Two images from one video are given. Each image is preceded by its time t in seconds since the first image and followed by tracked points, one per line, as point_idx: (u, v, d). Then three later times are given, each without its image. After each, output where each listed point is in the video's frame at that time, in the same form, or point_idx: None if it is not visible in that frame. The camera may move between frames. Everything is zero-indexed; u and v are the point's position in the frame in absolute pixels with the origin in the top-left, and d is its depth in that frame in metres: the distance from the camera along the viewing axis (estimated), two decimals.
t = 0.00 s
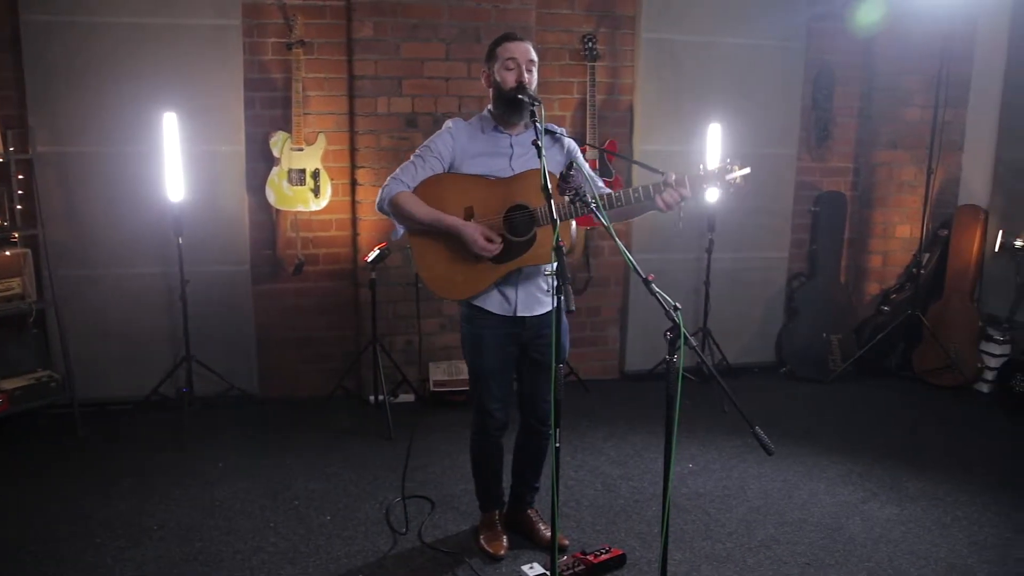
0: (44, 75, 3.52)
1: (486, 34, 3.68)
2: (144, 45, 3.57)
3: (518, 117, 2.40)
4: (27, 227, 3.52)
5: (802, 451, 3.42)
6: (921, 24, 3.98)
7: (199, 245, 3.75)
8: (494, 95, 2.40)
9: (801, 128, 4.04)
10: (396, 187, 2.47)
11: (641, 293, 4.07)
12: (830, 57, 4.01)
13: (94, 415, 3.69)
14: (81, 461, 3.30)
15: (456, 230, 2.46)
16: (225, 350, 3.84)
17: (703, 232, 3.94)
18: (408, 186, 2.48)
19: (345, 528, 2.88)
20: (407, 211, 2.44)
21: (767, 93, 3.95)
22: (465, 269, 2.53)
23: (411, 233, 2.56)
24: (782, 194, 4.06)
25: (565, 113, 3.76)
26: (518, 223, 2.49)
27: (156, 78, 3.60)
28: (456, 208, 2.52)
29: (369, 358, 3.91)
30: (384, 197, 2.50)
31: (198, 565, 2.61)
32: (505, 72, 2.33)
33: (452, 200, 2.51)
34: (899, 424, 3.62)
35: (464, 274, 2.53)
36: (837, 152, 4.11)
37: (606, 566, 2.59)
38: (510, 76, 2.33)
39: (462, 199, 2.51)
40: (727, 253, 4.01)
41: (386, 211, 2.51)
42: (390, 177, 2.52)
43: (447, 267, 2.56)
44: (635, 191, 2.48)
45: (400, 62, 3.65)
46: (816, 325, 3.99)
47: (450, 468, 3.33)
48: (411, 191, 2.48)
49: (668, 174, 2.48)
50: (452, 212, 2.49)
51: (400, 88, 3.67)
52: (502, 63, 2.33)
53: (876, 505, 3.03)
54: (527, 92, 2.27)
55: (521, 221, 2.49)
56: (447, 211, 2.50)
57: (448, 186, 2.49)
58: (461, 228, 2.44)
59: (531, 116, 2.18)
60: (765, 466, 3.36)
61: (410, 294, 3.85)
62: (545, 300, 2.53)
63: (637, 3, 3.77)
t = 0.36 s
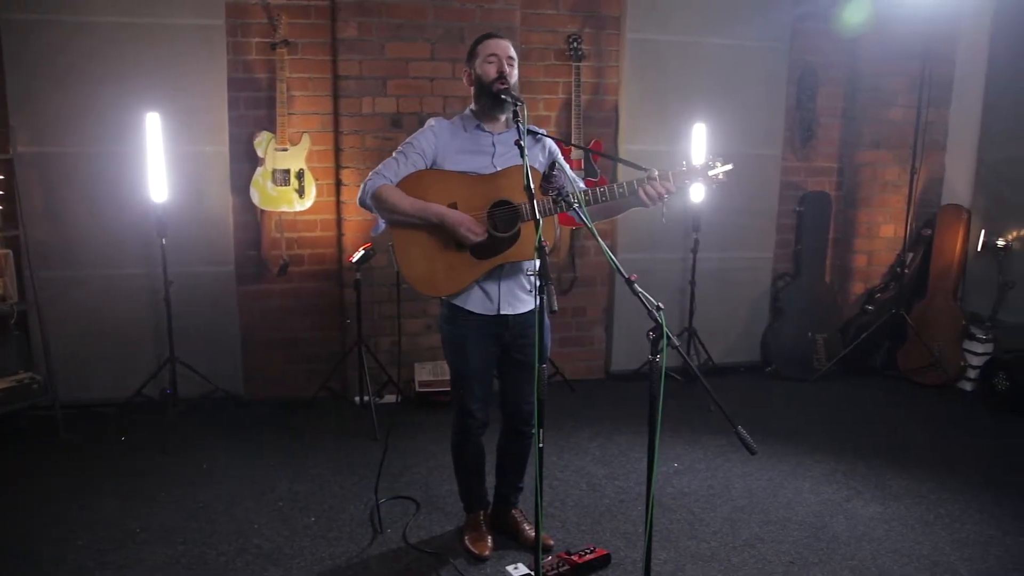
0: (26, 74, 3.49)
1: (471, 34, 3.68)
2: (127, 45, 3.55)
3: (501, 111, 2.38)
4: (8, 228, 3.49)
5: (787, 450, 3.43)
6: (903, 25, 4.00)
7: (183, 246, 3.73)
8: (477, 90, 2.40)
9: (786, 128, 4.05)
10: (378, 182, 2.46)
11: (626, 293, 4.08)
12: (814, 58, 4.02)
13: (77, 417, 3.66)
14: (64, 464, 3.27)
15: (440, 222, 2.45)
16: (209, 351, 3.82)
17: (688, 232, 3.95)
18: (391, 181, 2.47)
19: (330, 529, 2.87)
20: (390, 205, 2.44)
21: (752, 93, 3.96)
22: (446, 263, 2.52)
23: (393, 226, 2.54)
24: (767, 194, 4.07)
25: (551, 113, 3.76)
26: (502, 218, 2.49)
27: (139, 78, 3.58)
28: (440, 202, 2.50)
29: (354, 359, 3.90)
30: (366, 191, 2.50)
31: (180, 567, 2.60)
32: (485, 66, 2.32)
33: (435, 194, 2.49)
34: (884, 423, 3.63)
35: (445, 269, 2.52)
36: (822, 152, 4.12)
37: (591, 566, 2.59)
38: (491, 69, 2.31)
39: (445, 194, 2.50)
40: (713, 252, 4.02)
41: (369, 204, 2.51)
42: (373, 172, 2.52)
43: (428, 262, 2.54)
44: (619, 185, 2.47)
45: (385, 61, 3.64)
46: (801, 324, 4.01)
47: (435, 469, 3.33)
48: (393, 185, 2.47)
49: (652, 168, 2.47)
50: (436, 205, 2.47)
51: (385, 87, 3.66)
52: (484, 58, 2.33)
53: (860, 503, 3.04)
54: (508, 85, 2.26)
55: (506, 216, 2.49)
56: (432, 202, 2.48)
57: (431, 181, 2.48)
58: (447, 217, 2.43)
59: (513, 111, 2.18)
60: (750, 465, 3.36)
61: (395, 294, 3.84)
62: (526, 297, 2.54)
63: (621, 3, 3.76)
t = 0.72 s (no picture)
0: (7, 73, 3.47)
1: (456, 35, 3.68)
2: (109, 44, 3.52)
3: (483, 118, 2.40)
4: None
5: (772, 450, 3.44)
6: (886, 26, 4.02)
7: (166, 246, 3.71)
8: (458, 95, 2.41)
9: (771, 128, 4.06)
10: (361, 184, 2.45)
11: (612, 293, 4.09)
12: (798, 58, 4.03)
13: (60, 419, 3.64)
14: (45, 466, 3.25)
15: (425, 224, 2.44)
16: (193, 352, 3.80)
17: (674, 232, 3.95)
18: (374, 184, 2.46)
19: (314, 530, 2.86)
20: (373, 209, 2.43)
21: (737, 93, 3.97)
22: (430, 264, 2.51)
23: (377, 228, 2.52)
24: (752, 194, 4.09)
25: (536, 113, 3.76)
26: (487, 220, 2.47)
27: (121, 78, 3.56)
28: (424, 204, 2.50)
29: (339, 359, 3.89)
30: (349, 194, 2.49)
31: (162, 570, 2.58)
32: (469, 73, 2.33)
33: (420, 197, 2.48)
34: (869, 422, 3.64)
35: (429, 271, 2.51)
36: (806, 152, 4.14)
37: (574, 567, 2.59)
38: (475, 77, 2.33)
39: (429, 196, 2.49)
40: (698, 252, 4.03)
41: (352, 207, 2.49)
42: (356, 174, 2.51)
43: (413, 264, 2.53)
44: (602, 189, 2.47)
45: (369, 61, 3.64)
46: (786, 323, 4.02)
47: (420, 469, 3.32)
48: (377, 188, 2.46)
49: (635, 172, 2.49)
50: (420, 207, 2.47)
51: (370, 87, 3.65)
52: (466, 64, 2.34)
53: (843, 502, 3.05)
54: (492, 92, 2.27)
55: (491, 219, 2.47)
56: (416, 204, 2.47)
57: (416, 183, 2.47)
58: (433, 220, 2.42)
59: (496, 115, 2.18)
60: (735, 465, 3.37)
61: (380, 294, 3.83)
62: (511, 298, 2.53)
63: (607, 2, 3.76)
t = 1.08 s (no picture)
0: None
1: (438, 34, 3.67)
2: (89, 44, 3.50)
3: (464, 116, 2.42)
4: None
5: (755, 449, 3.45)
6: (868, 27, 4.04)
7: (147, 247, 3.69)
8: (440, 96, 2.40)
9: (754, 128, 4.07)
10: (345, 190, 2.45)
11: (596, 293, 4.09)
12: (781, 58, 4.05)
13: (40, 422, 3.62)
14: (25, 468, 3.22)
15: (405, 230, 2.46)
16: (175, 353, 3.78)
17: (658, 232, 3.96)
18: (358, 188, 2.47)
19: (295, 532, 2.85)
20: (356, 214, 2.45)
21: (720, 93, 3.98)
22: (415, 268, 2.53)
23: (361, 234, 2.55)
24: (736, 194, 4.10)
25: (520, 113, 3.75)
26: (469, 222, 2.48)
27: (101, 78, 3.53)
28: (406, 207, 2.51)
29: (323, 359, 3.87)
30: (333, 200, 2.49)
31: (142, 572, 2.56)
32: (449, 74, 2.32)
33: (401, 201, 2.50)
34: (851, 421, 3.65)
35: (414, 274, 2.52)
36: (789, 152, 4.15)
37: (557, 567, 2.59)
38: (455, 77, 2.32)
39: (412, 199, 2.51)
40: (682, 252, 4.03)
41: (337, 213, 2.50)
42: (339, 179, 2.51)
43: (397, 268, 2.55)
44: (583, 189, 2.47)
45: (352, 61, 3.63)
46: (769, 322, 4.03)
47: (403, 470, 3.32)
48: (360, 193, 2.46)
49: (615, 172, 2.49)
50: (401, 212, 2.48)
51: (352, 87, 3.64)
52: (446, 64, 2.32)
53: (825, 501, 3.06)
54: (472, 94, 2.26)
55: (471, 220, 2.48)
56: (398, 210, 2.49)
57: (398, 186, 2.49)
58: (412, 225, 2.44)
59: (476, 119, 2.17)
60: (718, 464, 3.38)
61: (363, 295, 3.83)
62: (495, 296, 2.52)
63: (590, 2, 3.75)
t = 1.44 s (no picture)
0: None
1: (419, 34, 3.67)
2: (66, 43, 3.46)
3: (445, 117, 2.39)
4: None
5: (737, 448, 3.46)
6: (848, 27, 4.06)
7: (126, 249, 3.66)
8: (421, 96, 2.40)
9: (735, 128, 4.08)
10: (324, 190, 2.46)
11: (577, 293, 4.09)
12: (762, 59, 4.06)
13: (17, 424, 3.58)
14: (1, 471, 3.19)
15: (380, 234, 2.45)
16: (155, 355, 3.76)
17: (639, 232, 3.96)
18: (338, 189, 2.47)
19: (276, 533, 2.84)
20: (334, 216, 2.45)
21: (701, 94, 3.99)
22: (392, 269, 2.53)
23: (340, 235, 2.56)
24: (717, 194, 4.11)
25: (501, 113, 3.75)
26: (445, 226, 2.47)
27: (78, 77, 3.50)
28: (383, 211, 2.50)
29: (304, 360, 3.86)
30: (313, 199, 2.50)
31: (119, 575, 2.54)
32: (430, 72, 2.32)
33: (378, 202, 2.50)
34: (833, 420, 3.66)
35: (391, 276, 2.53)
36: (770, 152, 4.16)
37: (538, 567, 2.59)
38: (435, 76, 2.32)
39: (390, 201, 2.50)
40: (664, 251, 4.04)
41: (316, 213, 2.51)
42: (321, 178, 2.51)
43: (375, 270, 2.56)
44: (557, 198, 2.45)
45: (333, 61, 3.62)
46: (751, 322, 4.04)
47: (385, 471, 3.31)
48: (339, 194, 2.47)
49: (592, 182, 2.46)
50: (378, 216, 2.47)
51: (333, 87, 3.64)
52: (427, 63, 2.32)
53: (806, 499, 3.07)
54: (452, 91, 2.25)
55: (447, 224, 2.47)
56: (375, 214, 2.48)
57: (376, 188, 2.49)
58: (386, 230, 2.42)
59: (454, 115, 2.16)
60: (700, 463, 3.38)
61: (345, 295, 3.82)
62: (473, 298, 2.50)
63: (571, 3, 3.75)
